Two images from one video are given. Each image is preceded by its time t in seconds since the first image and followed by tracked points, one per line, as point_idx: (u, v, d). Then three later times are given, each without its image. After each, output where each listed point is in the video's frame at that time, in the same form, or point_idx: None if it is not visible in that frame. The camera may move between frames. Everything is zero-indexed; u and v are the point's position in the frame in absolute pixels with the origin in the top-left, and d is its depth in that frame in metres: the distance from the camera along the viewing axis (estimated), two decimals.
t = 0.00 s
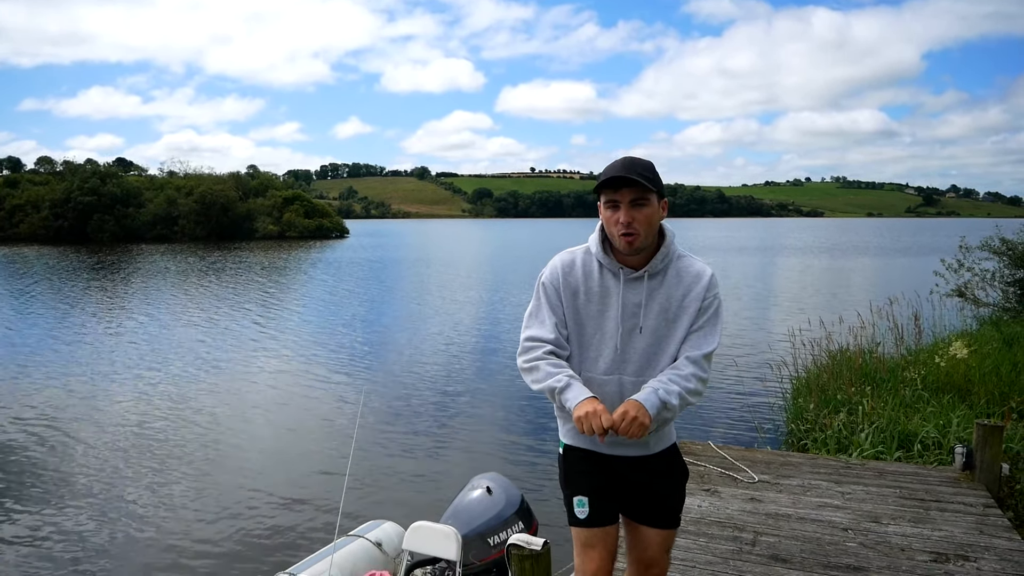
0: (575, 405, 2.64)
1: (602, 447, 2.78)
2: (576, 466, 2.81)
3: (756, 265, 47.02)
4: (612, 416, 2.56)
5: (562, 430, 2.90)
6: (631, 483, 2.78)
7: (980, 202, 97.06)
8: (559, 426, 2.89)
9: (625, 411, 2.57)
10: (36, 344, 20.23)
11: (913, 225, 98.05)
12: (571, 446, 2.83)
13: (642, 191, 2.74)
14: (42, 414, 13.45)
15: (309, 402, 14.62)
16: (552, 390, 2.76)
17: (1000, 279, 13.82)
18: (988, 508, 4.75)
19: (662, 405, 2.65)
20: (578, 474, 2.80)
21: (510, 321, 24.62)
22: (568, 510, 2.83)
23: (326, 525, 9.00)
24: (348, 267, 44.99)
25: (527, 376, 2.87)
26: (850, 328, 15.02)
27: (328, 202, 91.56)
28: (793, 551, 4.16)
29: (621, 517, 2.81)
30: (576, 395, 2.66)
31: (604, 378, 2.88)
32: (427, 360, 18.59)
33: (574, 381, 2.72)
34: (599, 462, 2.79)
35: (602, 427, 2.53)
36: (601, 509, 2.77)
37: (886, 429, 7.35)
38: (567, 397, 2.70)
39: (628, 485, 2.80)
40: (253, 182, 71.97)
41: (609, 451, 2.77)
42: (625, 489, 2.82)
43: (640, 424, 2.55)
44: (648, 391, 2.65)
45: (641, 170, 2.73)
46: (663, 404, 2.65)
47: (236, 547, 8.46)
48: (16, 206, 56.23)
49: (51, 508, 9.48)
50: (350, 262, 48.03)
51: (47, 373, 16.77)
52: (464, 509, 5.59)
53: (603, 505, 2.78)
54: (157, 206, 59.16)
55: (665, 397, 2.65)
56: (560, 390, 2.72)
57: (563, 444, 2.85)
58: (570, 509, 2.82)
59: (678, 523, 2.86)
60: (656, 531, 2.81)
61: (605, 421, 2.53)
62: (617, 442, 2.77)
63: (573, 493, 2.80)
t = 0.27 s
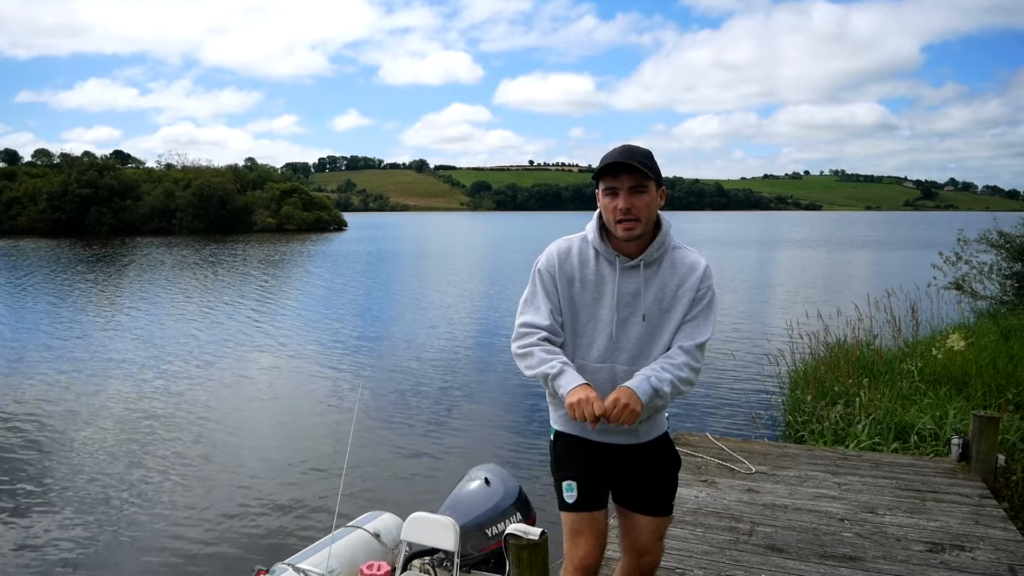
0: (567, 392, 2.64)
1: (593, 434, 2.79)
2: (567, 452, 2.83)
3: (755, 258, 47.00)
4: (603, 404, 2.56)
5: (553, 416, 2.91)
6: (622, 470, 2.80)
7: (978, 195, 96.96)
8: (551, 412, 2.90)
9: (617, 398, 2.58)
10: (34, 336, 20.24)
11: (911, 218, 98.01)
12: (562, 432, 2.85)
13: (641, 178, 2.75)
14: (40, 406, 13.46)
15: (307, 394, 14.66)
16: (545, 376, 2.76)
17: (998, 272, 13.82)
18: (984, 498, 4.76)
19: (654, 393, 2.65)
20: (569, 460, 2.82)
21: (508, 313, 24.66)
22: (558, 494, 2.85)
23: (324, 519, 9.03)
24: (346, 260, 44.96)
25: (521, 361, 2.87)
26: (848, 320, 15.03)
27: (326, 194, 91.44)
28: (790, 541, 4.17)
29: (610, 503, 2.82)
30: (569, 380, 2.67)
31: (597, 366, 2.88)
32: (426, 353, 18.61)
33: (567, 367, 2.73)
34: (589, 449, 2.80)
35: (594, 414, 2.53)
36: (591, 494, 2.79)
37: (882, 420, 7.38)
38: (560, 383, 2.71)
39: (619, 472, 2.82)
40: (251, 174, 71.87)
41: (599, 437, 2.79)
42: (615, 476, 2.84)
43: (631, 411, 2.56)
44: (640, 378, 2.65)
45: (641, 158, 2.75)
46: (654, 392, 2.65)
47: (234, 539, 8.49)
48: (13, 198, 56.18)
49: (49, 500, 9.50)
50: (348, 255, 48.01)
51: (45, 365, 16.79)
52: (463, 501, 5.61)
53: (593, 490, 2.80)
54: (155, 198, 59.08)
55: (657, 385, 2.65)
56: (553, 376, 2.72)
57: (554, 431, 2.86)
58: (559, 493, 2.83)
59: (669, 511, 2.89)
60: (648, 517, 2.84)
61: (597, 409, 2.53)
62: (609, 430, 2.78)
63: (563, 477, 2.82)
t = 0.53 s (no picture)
0: (553, 384, 2.63)
1: (578, 425, 2.78)
2: (550, 443, 2.81)
3: (753, 252, 46.99)
4: (589, 398, 2.55)
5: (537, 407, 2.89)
6: (606, 461, 2.80)
7: (977, 189, 96.87)
8: (535, 403, 2.87)
9: (603, 393, 2.57)
10: (31, 332, 20.21)
11: (909, 212, 97.99)
12: (546, 423, 2.83)
13: (634, 166, 2.74)
14: (38, 402, 13.45)
15: (306, 389, 14.66)
16: (530, 367, 2.74)
17: (996, 266, 13.81)
18: (981, 490, 4.78)
19: (639, 386, 2.66)
20: (553, 451, 2.80)
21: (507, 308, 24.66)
22: (539, 484, 2.83)
23: (322, 514, 9.04)
24: (344, 254, 44.93)
25: (506, 351, 2.85)
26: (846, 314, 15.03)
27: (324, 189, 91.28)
28: (787, 533, 4.19)
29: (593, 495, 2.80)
30: (555, 372, 2.66)
31: (584, 356, 2.87)
32: (423, 348, 18.60)
33: (552, 358, 2.71)
34: (573, 439, 2.79)
35: (580, 409, 2.53)
36: (574, 485, 2.76)
37: (880, 413, 7.39)
38: (545, 374, 2.69)
39: (603, 462, 2.81)
40: (248, 169, 71.70)
41: (583, 428, 2.77)
42: (600, 466, 2.83)
43: (616, 406, 2.56)
44: (624, 371, 2.66)
45: (634, 146, 2.74)
46: (640, 384, 2.65)
47: (231, 535, 8.49)
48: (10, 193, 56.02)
49: (47, 496, 9.51)
50: (346, 249, 47.98)
51: (42, 361, 16.77)
52: (461, 494, 5.61)
53: (575, 480, 2.77)
54: (152, 192, 58.96)
55: (641, 378, 2.66)
56: (538, 366, 2.71)
57: (538, 422, 2.84)
58: (541, 484, 2.81)
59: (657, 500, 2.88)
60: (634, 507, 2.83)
61: (583, 403, 2.53)
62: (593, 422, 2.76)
63: (546, 468, 2.79)
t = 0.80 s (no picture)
0: (519, 399, 2.56)
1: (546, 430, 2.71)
2: (515, 449, 2.74)
3: (751, 249, 47.03)
4: (556, 413, 2.50)
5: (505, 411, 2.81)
6: (578, 467, 2.73)
7: (975, 185, 96.87)
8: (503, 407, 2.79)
9: (569, 406, 2.51)
10: (29, 329, 20.16)
11: (908, 209, 98.12)
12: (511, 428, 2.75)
13: (605, 168, 2.67)
14: (35, 400, 13.41)
15: (304, 386, 14.67)
16: (495, 378, 2.68)
17: (995, 262, 13.82)
18: (980, 485, 4.78)
19: (611, 394, 2.62)
20: (517, 458, 2.73)
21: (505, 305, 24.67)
22: (502, 492, 2.76)
23: (319, 512, 9.02)
24: (343, 251, 44.88)
25: (469, 362, 2.78)
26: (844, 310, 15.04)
27: (323, 186, 91.21)
28: (786, 528, 4.19)
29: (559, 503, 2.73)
30: (520, 386, 2.58)
31: (553, 364, 2.82)
32: (422, 345, 18.58)
33: (517, 369, 2.65)
34: (539, 444, 2.72)
35: (546, 425, 2.47)
36: (538, 494, 2.69)
37: (879, 409, 7.39)
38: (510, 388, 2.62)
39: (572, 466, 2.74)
40: (247, 166, 71.62)
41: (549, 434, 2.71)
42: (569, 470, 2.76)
43: (583, 419, 2.50)
44: (597, 377, 2.62)
45: (604, 147, 2.66)
46: (612, 392, 2.62)
47: (228, 534, 8.47)
48: (8, 190, 55.90)
49: (43, 495, 9.47)
50: (345, 246, 47.95)
51: (39, 358, 16.73)
52: (460, 489, 5.61)
53: (539, 489, 2.70)
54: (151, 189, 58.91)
55: (615, 386, 2.63)
56: (503, 377, 2.65)
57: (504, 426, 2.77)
58: (504, 491, 2.75)
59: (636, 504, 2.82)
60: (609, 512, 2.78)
61: (550, 420, 2.47)
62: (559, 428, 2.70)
63: (509, 475, 2.73)
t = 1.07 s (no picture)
0: (477, 362, 2.50)
1: (515, 432, 2.71)
2: (484, 455, 2.75)
3: (755, 244, 46.95)
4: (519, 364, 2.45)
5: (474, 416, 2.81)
6: (551, 466, 2.72)
7: (980, 180, 96.48)
8: (471, 410, 2.82)
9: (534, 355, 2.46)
10: (33, 327, 20.18)
11: (913, 204, 97.82)
12: (483, 431, 2.76)
13: (572, 171, 2.55)
14: (38, 397, 13.41)
15: (308, 383, 14.70)
16: (453, 361, 2.59)
17: (1001, 257, 13.75)
18: (986, 481, 4.76)
19: (622, 370, 2.58)
20: (488, 462, 2.73)
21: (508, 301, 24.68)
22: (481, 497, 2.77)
23: (323, 510, 9.01)
24: (346, 248, 44.92)
25: (428, 361, 2.71)
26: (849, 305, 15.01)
27: (327, 183, 91.19)
28: (791, 524, 4.18)
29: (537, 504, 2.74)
30: (477, 354, 2.51)
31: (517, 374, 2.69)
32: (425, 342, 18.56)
33: (472, 345, 2.58)
34: (510, 447, 2.72)
35: (510, 373, 2.41)
36: (513, 496, 2.70)
37: (884, 405, 7.37)
38: (467, 362, 2.55)
39: (544, 466, 2.74)
40: (251, 162, 71.66)
41: (516, 434, 2.72)
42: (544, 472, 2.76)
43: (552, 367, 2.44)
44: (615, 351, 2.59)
45: (571, 148, 2.54)
46: (623, 370, 2.58)
47: (231, 532, 8.45)
48: (13, 188, 56.02)
49: (47, 493, 9.48)
50: (349, 243, 47.98)
51: (45, 356, 16.78)
52: (464, 484, 5.62)
53: (514, 492, 2.70)
54: (156, 186, 58.93)
55: (626, 364, 2.58)
56: (460, 357, 2.56)
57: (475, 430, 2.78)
58: (482, 498, 2.75)
59: (616, 502, 2.77)
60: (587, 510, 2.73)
61: (513, 366, 2.42)
62: (527, 427, 2.69)
63: (484, 480, 2.73)
